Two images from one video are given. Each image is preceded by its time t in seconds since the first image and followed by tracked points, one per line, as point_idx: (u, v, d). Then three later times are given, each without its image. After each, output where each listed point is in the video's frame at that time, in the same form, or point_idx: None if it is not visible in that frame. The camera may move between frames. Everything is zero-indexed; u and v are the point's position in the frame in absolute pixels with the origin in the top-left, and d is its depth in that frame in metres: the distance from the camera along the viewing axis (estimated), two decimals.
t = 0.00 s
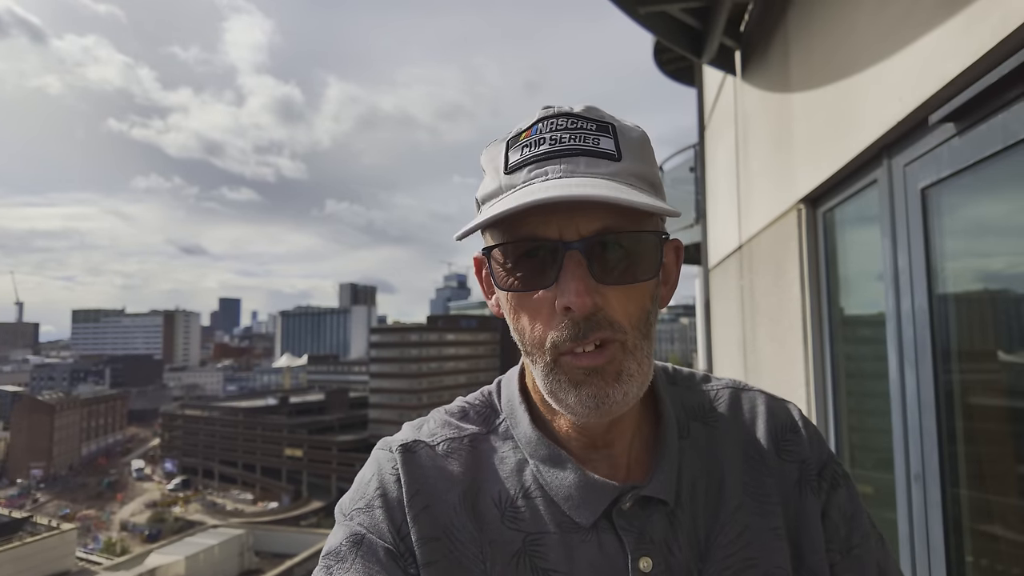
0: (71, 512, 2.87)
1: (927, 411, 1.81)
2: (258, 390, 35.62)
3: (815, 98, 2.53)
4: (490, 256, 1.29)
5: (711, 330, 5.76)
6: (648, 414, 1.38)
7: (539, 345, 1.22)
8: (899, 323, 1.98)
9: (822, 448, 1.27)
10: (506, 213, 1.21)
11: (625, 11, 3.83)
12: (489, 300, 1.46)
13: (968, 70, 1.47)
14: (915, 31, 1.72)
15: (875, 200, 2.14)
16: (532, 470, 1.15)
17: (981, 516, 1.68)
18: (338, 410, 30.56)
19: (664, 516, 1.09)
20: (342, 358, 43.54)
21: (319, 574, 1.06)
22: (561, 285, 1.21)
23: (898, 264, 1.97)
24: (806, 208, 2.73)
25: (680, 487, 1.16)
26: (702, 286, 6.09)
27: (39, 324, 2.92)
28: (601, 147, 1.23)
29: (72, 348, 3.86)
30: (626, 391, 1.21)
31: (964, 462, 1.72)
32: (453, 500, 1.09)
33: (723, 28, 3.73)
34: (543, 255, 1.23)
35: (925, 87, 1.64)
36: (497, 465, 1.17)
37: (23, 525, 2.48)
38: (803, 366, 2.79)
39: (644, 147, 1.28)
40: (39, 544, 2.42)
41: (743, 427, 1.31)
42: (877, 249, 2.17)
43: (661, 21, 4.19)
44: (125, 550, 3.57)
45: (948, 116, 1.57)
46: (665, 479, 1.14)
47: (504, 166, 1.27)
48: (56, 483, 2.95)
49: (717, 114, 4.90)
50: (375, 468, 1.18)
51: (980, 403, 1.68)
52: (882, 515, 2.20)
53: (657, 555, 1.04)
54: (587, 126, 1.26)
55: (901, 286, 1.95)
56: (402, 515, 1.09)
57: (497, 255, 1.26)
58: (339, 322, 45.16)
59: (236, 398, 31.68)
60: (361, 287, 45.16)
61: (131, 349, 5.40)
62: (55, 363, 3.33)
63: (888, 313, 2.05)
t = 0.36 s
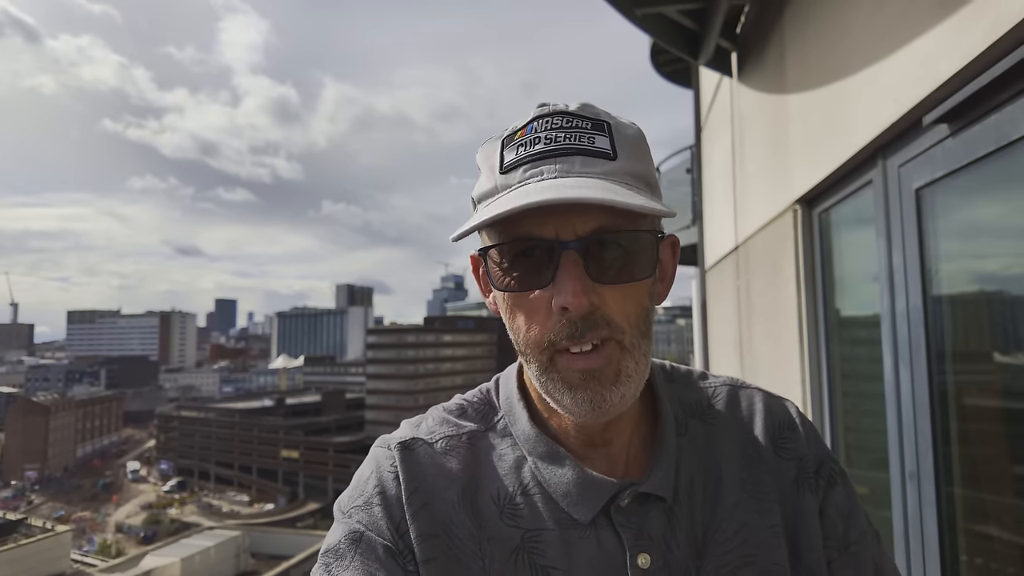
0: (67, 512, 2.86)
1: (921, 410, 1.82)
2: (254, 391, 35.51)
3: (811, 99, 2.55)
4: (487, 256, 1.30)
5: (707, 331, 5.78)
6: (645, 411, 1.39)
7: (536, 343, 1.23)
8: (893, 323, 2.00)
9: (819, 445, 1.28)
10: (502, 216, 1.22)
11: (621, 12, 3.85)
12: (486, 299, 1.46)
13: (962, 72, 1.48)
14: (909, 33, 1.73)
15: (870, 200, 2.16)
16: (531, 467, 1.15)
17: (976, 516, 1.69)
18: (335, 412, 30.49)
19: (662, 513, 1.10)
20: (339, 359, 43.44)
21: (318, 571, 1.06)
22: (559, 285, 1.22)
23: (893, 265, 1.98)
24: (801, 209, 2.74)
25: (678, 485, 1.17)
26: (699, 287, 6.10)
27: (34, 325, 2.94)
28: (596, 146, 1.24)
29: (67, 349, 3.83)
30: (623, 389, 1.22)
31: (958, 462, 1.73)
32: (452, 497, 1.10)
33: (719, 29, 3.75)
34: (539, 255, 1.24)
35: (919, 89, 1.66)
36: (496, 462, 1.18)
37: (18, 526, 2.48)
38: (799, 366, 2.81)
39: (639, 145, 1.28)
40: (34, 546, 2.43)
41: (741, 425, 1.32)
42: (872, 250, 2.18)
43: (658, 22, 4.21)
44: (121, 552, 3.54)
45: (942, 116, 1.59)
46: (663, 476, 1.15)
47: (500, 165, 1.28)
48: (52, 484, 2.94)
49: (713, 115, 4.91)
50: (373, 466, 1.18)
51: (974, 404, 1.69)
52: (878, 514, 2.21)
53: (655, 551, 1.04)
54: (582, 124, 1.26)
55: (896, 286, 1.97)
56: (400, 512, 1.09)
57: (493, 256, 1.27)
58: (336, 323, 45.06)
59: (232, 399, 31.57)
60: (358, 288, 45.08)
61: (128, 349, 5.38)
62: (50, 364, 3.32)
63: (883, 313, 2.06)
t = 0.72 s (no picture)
0: (62, 515, 2.84)
1: (918, 412, 1.83)
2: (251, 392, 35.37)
3: (807, 101, 2.56)
4: (482, 243, 1.31)
5: (704, 332, 5.78)
6: (643, 413, 1.39)
7: (528, 332, 1.23)
8: (889, 324, 2.00)
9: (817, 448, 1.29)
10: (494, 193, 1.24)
11: (619, 14, 3.85)
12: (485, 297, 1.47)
13: (957, 76, 1.49)
14: (904, 36, 1.74)
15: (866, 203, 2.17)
16: (529, 470, 1.15)
17: (972, 516, 1.70)
18: (332, 413, 30.40)
19: (660, 517, 1.10)
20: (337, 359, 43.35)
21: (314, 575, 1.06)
22: (551, 271, 1.22)
23: (889, 266, 1.99)
24: (798, 211, 2.75)
25: (676, 488, 1.17)
26: (695, 289, 6.11)
27: (28, 327, 2.98)
28: (591, 137, 1.24)
29: (64, 350, 3.81)
30: (615, 379, 1.21)
31: (954, 463, 1.73)
32: (450, 500, 1.10)
33: (716, 31, 3.76)
34: (533, 241, 1.25)
35: (915, 92, 1.67)
36: (495, 465, 1.18)
37: (13, 528, 2.50)
38: (795, 367, 2.82)
39: (636, 141, 1.29)
40: (27, 548, 2.44)
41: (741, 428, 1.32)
42: (868, 252, 2.19)
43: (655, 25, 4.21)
44: (117, 554, 3.40)
45: (937, 119, 1.60)
46: (661, 479, 1.15)
47: (496, 157, 1.27)
48: (46, 486, 2.92)
49: (710, 117, 4.93)
50: (371, 468, 1.18)
51: (970, 405, 1.69)
52: (874, 515, 2.22)
53: (652, 556, 1.04)
54: (578, 118, 1.27)
55: (892, 288, 1.97)
56: (397, 516, 1.09)
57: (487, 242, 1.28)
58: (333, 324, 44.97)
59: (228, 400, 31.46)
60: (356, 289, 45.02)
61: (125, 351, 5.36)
62: (46, 365, 3.30)
63: (879, 313, 2.07)
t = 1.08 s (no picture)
0: (58, 515, 2.85)
1: (914, 413, 1.83)
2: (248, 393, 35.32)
3: (803, 103, 2.56)
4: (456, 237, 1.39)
5: (701, 333, 5.79)
6: (641, 417, 1.39)
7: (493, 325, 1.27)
8: (885, 325, 2.00)
9: (816, 456, 1.29)
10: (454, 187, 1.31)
11: (615, 15, 3.86)
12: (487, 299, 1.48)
13: (952, 78, 1.50)
14: (900, 38, 1.75)
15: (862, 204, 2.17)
16: (526, 473, 1.15)
17: (967, 517, 1.70)
18: (329, 414, 30.36)
19: (657, 522, 1.10)
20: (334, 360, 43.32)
21: None
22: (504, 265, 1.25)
23: (884, 267, 1.99)
24: (794, 212, 2.76)
25: (673, 493, 1.17)
26: (693, 290, 6.12)
27: (24, 327, 2.96)
28: (556, 136, 1.23)
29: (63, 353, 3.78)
30: (570, 376, 1.21)
31: (950, 463, 1.73)
32: (447, 502, 1.09)
33: (713, 33, 3.76)
34: (494, 237, 1.29)
35: (910, 94, 1.67)
36: (492, 467, 1.17)
37: (10, 529, 2.51)
38: (791, 368, 2.82)
39: (611, 139, 1.24)
40: (25, 549, 2.45)
41: (740, 433, 1.32)
42: (864, 253, 2.19)
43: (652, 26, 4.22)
44: (113, 555, 3.36)
45: (933, 121, 1.60)
46: (658, 484, 1.15)
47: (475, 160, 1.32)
48: (42, 487, 2.89)
49: (706, 119, 4.94)
50: (368, 469, 1.18)
51: (966, 406, 1.69)
52: (870, 516, 2.22)
53: (649, 561, 1.04)
54: (550, 120, 1.27)
55: (888, 290, 1.98)
56: (394, 518, 1.08)
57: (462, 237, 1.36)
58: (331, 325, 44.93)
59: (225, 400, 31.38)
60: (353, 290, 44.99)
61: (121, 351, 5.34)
62: (42, 367, 3.29)
63: (875, 314, 2.07)
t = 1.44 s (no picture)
0: (57, 516, 2.85)
1: (914, 415, 1.84)
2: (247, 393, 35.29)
3: (802, 104, 2.57)
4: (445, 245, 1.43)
5: (700, 333, 5.80)
6: (641, 424, 1.39)
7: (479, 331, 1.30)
8: (884, 327, 2.01)
9: (818, 463, 1.28)
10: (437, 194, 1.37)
11: (614, 16, 3.86)
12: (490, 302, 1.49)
13: (950, 81, 1.50)
14: (898, 41, 1.75)
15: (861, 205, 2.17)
16: (525, 481, 1.15)
17: (966, 518, 1.70)
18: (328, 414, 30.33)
19: (655, 532, 1.11)
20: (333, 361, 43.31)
21: None
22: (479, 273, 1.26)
23: (883, 270, 2.00)
24: (793, 214, 2.76)
25: (673, 502, 1.17)
26: (691, 291, 6.14)
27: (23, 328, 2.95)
28: (533, 143, 1.23)
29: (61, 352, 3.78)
30: (545, 385, 1.20)
31: (949, 464, 1.74)
32: (445, 509, 1.09)
33: (712, 35, 3.77)
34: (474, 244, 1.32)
35: (909, 97, 1.68)
36: (490, 475, 1.17)
37: (9, 530, 2.51)
38: (791, 370, 2.83)
39: (591, 144, 1.23)
40: (23, 550, 2.45)
41: (742, 439, 1.32)
42: (864, 254, 2.19)
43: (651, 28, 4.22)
44: (112, 556, 3.24)
45: (931, 125, 1.60)
46: (656, 493, 1.15)
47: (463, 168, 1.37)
48: (41, 488, 2.89)
49: (705, 120, 4.95)
50: (366, 476, 1.17)
51: (966, 406, 1.69)
52: (870, 517, 2.23)
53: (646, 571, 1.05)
54: (532, 128, 1.28)
55: (887, 292, 1.98)
56: (391, 525, 1.08)
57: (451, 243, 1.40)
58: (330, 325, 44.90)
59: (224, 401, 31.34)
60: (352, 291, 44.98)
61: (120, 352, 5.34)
62: (41, 367, 3.29)
63: (874, 317, 2.07)
